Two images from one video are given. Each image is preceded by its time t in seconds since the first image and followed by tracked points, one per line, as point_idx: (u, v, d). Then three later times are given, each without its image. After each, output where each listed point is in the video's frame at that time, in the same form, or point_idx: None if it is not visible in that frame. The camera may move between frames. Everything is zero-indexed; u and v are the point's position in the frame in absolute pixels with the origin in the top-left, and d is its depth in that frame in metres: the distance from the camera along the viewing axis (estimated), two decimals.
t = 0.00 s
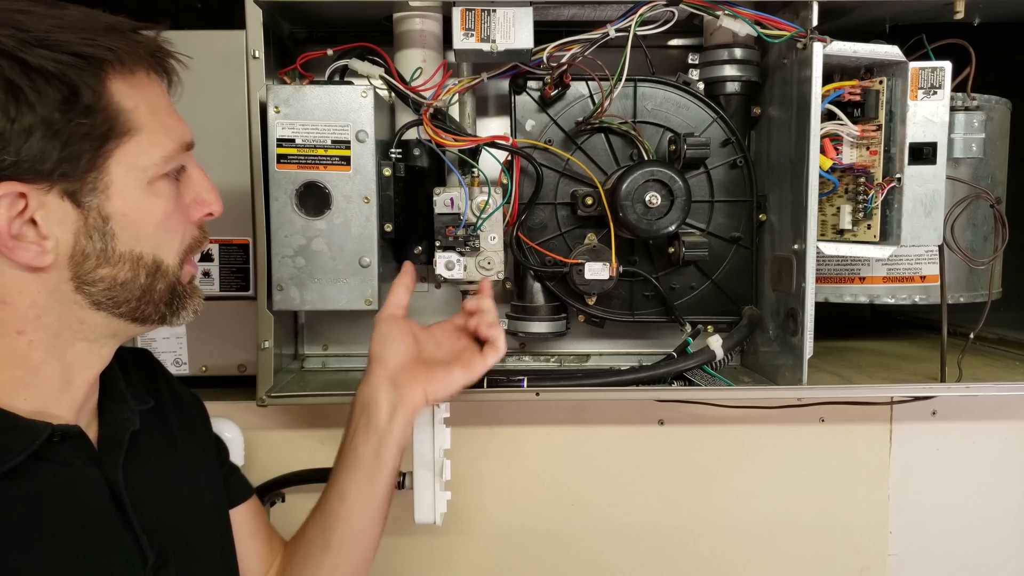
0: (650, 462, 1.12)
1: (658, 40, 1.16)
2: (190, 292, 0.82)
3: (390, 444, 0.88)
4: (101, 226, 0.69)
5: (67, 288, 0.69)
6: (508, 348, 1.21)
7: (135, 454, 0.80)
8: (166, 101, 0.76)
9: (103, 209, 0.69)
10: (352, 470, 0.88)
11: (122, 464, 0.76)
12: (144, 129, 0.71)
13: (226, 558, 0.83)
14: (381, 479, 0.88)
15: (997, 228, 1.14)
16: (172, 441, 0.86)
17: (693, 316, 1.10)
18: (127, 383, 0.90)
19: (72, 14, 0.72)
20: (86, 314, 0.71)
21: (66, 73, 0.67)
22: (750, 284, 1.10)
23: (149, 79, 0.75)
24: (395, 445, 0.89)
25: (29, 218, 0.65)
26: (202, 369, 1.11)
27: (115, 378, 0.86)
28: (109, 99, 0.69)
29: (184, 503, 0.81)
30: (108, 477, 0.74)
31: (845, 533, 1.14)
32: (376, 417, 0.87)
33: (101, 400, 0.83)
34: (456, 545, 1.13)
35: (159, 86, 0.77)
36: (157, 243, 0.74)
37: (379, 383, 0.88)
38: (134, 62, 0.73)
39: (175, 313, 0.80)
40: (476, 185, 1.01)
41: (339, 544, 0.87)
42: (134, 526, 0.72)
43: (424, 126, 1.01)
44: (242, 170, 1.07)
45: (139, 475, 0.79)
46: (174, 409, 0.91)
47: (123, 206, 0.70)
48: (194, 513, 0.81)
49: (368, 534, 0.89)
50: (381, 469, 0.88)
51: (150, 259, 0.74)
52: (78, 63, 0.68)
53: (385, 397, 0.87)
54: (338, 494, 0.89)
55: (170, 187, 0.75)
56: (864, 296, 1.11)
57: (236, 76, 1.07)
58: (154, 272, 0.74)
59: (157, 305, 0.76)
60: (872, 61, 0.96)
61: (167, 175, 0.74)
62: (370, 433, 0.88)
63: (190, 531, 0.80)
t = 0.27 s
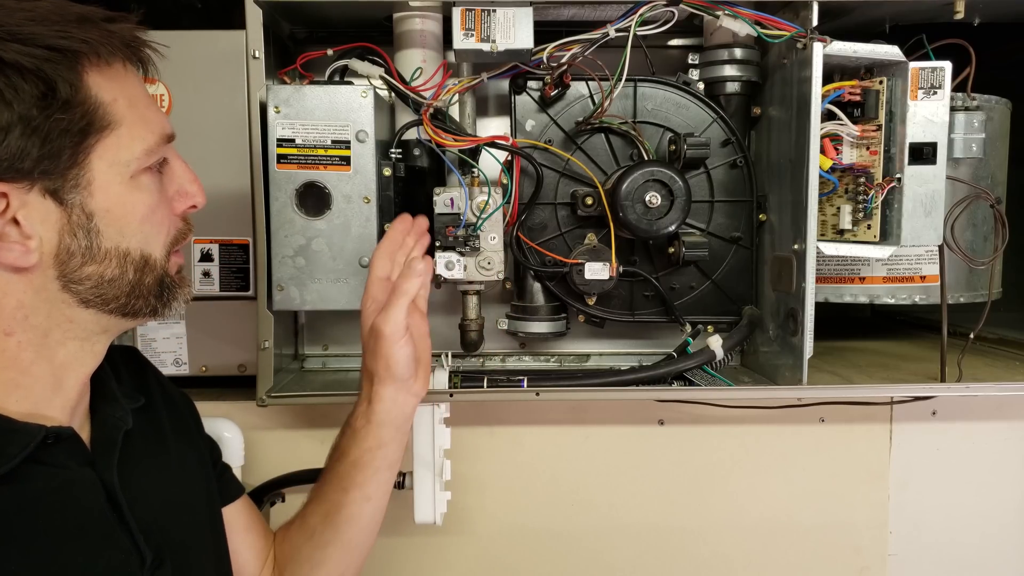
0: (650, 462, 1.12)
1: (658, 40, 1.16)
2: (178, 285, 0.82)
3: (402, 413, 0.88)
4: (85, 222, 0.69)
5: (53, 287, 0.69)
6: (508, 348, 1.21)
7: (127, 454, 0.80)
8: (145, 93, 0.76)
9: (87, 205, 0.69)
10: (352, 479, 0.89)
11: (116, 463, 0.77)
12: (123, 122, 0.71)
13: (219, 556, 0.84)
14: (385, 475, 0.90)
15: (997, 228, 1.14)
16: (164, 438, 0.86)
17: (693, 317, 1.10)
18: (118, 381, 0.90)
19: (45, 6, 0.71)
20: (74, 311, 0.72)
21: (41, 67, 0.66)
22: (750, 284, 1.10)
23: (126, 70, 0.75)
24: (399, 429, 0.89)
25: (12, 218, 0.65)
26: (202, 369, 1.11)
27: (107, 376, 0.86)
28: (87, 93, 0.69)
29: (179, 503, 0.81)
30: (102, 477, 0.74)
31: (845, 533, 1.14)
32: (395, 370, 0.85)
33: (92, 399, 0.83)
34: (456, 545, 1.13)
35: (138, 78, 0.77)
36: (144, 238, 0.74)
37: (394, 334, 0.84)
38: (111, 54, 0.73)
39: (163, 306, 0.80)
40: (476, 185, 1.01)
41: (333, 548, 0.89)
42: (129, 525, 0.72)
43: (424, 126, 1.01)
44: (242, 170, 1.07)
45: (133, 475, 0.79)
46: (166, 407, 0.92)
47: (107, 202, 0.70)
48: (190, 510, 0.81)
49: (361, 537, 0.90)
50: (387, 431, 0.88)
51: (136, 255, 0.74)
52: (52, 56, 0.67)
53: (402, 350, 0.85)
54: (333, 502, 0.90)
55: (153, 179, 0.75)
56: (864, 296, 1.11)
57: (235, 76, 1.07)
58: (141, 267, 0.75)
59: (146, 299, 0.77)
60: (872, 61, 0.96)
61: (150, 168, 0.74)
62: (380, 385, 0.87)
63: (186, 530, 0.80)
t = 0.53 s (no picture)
0: (650, 462, 1.12)
1: (658, 40, 1.16)
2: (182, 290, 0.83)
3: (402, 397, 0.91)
4: (93, 226, 0.69)
5: (59, 289, 0.69)
6: (508, 348, 1.21)
7: (128, 454, 0.80)
8: (157, 98, 0.76)
9: (96, 209, 0.69)
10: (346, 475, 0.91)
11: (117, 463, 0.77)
12: (136, 128, 0.72)
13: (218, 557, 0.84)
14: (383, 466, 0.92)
15: (997, 228, 1.14)
16: (164, 439, 0.86)
17: (693, 316, 1.10)
18: (118, 381, 0.90)
19: (62, 10, 0.72)
20: (79, 313, 0.72)
21: (56, 71, 0.66)
22: (750, 284, 1.10)
23: (139, 76, 0.75)
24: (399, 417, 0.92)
25: (21, 219, 0.65)
26: (202, 370, 1.11)
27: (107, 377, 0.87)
28: (101, 98, 0.69)
29: (177, 502, 0.81)
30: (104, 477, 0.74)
31: (845, 533, 1.14)
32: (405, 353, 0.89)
33: (93, 400, 0.83)
34: (456, 544, 1.13)
35: (150, 83, 0.77)
36: (150, 243, 0.74)
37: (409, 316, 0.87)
38: (125, 59, 0.73)
39: (168, 310, 0.81)
40: (476, 185, 1.01)
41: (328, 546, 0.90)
42: (131, 524, 0.72)
43: (424, 126, 1.01)
44: (242, 170, 1.07)
45: (135, 475, 0.79)
46: (163, 407, 0.92)
47: (115, 206, 0.70)
48: (189, 511, 0.82)
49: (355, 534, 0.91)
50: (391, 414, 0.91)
51: (142, 259, 0.74)
52: (68, 61, 0.67)
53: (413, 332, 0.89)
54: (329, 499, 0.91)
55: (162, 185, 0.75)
56: (864, 296, 1.11)
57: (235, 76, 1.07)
58: (146, 271, 0.75)
59: (151, 304, 0.77)
60: (872, 61, 0.96)
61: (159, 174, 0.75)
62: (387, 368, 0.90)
63: (185, 530, 0.80)
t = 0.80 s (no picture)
0: (650, 462, 1.12)
1: (658, 40, 1.16)
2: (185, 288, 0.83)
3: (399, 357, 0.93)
4: (96, 222, 0.69)
5: (63, 283, 0.69)
6: (508, 348, 1.21)
7: (131, 449, 0.80)
8: (161, 98, 0.77)
9: (99, 205, 0.69)
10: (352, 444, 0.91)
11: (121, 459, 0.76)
12: (139, 126, 0.72)
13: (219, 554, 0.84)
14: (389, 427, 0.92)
15: (997, 228, 1.14)
16: (166, 436, 0.86)
17: (693, 317, 1.10)
18: (120, 379, 0.90)
19: (68, 11, 0.72)
20: (85, 308, 0.71)
21: (61, 69, 0.66)
22: (750, 284, 1.10)
23: (143, 75, 0.75)
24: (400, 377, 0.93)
25: (25, 215, 0.65)
26: (202, 369, 1.11)
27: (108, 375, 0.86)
28: (104, 96, 0.69)
29: (180, 500, 0.81)
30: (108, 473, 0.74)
31: (845, 533, 1.14)
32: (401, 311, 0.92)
33: (95, 397, 0.83)
34: (456, 545, 1.13)
35: (154, 83, 0.77)
36: (153, 239, 0.74)
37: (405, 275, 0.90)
38: (130, 58, 0.73)
39: (171, 308, 0.81)
40: (476, 185, 1.00)
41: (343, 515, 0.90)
42: (134, 521, 0.72)
43: (424, 125, 1.01)
44: (242, 169, 1.07)
45: (138, 471, 0.79)
46: (167, 404, 0.92)
47: (118, 202, 0.70)
48: (192, 508, 0.81)
49: (366, 503, 0.91)
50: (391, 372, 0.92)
51: (146, 256, 0.74)
52: (73, 59, 0.67)
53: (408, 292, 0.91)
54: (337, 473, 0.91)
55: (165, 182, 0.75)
56: (864, 296, 1.11)
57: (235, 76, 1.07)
58: (150, 268, 0.75)
59: (154, 301, 0.77)
60: (872, 61, 0.96)
61: (161, 171, 0.75)
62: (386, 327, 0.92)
63: (186, 526, 0.80)
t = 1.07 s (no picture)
0: (650, 462, 1.12)
1: (658, 40, 1.16)
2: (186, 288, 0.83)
3: (400, 350, 0.94)
4: (99, 222, 0.69)
5: (65, 284, 0.69)
6: (508, 348, 1.21)
7: (133, 448, 0.80)
8: (165, 99, 0.77)
9: (102, 206, 0.69)
10: (352, 439, 0.91)
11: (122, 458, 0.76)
12: (142, 127, 0.72)
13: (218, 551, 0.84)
14: (391, 420, 0.92)
15: (997, 228, 1.14)
16: (168, 435, 0.86)
17: (693, 316, 1.10)
18: (120, 379, 0.89)
19: (70, 13, 0.72)
20: (86, 309, 0.72)
21: (64, 70, 0.66)
22: (750, 284, 1.10)
23: (146, 77, 0.75)
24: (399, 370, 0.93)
25: (29, 215, 0.65)
26: (202, 369, 1.11)
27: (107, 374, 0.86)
28: (108, 98, 0.69)
29: (180, 499, 0.81)
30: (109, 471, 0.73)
31: (845, 533, 1.14)
32: (402, 301, 0.92)
33: (96, 395, 0.83)
34: (455, 544, 1.13)
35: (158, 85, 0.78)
36: (155, 240, 0.74)
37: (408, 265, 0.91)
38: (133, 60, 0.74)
39: (173, 309, 0.81)
40: (476, 185, 1.00)
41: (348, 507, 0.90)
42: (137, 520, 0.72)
43: (424, 125, 1.01)
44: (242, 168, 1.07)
45: (139, 470, 0.78)
46: (168, 403, 0.91)
47: (121, 203, 0.70)
48: (192, 508, 0.81)
49: (369, 499, 0.91)
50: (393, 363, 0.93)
51: (146, 257, 0.74)
52: (76, 61, 0.68)
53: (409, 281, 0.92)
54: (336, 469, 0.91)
55: (168, 182, 0.75)
56: (864, 296, 1.11)
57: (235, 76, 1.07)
58: (151, 269, 0.75)
59: (156, 301, 0.77)
60: (872, 61, 0.96)
61: (164, 172, 0.75)
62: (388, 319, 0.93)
63: (185, 526, 0.79)
